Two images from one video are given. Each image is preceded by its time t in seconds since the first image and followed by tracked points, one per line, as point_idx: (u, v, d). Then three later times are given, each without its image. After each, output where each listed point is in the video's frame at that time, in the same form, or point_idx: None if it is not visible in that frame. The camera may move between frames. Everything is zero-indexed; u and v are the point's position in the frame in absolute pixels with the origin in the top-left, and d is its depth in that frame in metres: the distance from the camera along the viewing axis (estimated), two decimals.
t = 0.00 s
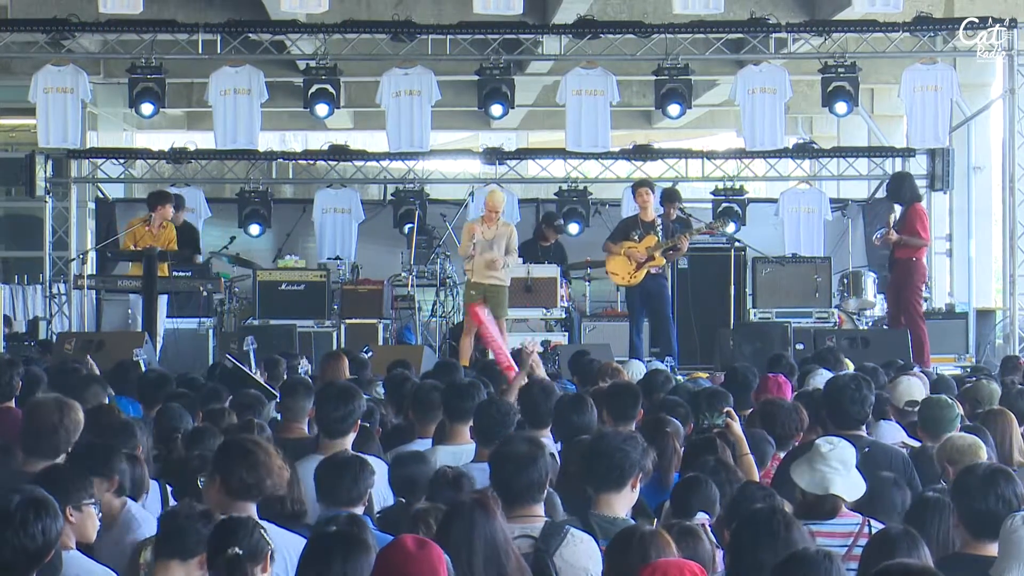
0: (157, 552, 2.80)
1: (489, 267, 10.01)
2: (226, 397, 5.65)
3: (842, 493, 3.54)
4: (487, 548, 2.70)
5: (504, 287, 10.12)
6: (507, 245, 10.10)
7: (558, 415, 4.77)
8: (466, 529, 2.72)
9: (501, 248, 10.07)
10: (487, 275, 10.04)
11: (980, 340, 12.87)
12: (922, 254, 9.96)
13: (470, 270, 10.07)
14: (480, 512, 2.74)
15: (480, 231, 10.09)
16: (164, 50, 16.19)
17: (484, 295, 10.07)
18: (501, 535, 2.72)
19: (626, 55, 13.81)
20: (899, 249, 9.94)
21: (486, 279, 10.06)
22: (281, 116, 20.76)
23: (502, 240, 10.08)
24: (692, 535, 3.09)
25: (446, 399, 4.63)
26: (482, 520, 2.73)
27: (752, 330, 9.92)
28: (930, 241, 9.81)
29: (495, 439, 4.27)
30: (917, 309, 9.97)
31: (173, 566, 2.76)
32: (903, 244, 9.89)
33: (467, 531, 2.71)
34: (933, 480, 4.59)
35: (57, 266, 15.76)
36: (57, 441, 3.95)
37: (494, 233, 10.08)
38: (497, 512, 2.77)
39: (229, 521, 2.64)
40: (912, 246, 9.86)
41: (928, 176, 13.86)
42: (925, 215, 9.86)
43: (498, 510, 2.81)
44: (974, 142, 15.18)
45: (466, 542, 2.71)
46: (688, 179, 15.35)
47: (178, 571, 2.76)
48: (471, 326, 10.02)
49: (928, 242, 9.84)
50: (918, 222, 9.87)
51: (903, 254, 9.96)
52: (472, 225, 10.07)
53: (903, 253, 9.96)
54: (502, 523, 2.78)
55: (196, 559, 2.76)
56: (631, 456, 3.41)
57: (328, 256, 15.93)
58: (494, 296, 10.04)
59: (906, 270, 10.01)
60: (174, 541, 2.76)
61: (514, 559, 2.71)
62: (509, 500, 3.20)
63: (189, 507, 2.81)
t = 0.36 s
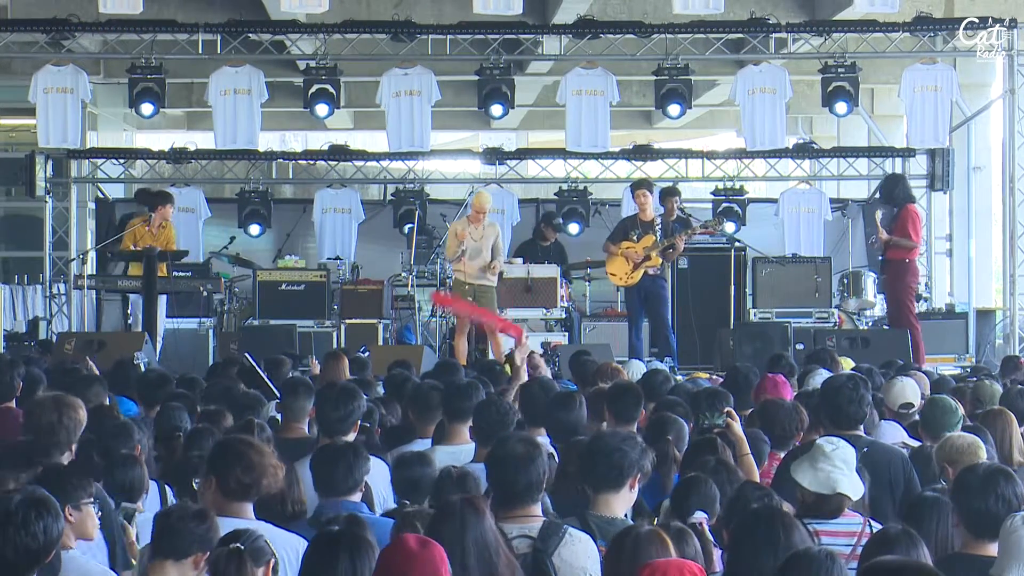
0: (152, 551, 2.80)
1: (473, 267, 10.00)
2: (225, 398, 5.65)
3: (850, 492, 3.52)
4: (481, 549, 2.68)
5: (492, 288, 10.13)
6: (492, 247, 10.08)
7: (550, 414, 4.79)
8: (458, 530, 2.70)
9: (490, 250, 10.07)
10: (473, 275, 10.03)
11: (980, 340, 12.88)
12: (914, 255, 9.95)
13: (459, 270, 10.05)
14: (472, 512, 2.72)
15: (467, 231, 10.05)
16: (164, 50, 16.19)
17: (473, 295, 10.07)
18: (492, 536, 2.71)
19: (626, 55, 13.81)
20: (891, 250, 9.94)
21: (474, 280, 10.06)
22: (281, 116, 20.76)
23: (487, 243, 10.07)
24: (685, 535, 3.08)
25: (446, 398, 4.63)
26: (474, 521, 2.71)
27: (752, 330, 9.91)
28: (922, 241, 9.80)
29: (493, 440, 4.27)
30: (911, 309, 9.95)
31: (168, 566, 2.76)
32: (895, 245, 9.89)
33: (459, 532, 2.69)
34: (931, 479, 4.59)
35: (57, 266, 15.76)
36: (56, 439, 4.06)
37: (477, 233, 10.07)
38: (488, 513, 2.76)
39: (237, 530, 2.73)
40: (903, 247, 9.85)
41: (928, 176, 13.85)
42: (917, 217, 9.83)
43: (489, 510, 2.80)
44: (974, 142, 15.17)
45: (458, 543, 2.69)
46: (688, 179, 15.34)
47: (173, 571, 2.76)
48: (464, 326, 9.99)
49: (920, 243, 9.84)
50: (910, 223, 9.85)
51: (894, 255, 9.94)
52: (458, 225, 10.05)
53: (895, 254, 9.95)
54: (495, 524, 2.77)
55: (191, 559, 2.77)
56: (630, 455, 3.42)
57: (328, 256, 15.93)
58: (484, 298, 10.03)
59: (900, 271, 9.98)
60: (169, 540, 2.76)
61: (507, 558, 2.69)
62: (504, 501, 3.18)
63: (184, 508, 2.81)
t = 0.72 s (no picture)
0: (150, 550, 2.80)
1: (470, 267, 9.97)
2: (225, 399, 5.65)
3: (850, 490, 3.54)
4: (475, 548, 2.67)
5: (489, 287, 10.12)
6: (486, 245, 9.99)
7: (547, 414, 4.78)
8: (451, 530, 2.68)
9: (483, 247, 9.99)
10: (469, 275, 10.00)
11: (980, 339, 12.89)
12: (912, 255, 9.96)
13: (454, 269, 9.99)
14: (463, 513, 2.71)
15: (461, 232, 9.99)
16: (164, 50, 16.19)
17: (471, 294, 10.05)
18: (484, 536, 2.70)
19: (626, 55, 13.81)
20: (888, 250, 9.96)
21: (471, 278, 10.02)
22: (281, 116, 20.75)
23: (481, 242, 9.98)
24: (682, 536, 3.07)
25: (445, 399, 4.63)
26: (466, 522, 2.70)
27: (751, 330, 9.91)
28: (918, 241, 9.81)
29: (491, 439, 4.28)
30: (907, 309, 9.95)
31: (165, 566, 2.76)
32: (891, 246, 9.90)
33: (453, 532, 2.68)
34: (932, 479, 4.59)
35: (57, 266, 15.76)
36: (75, 441, 3.89)
37: (472, 232, 10.00)
38: (480, 514, 2.75)
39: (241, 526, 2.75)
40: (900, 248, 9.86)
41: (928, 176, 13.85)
42: (915, 218, 9.84)
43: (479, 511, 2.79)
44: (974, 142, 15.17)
45: (453, 543, 2.67)
46: (688, 179, 15.34)
47: (171, 571, 2.77)
48: (461, 326, 9.99)
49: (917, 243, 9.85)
50: (907, 223, 9.88)
51: (892, 255, 9.93)
52: (453, 224, 9.99)
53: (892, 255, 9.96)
54: (487, 525, 2.76)
55: (189, 559, 2.77)
56: (629, 455, 3.42)
57: (328, 255, 15.93)
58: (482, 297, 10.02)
59: (897, 271, 9.99)
60: (166, 541, 2.76)
61: (499, 558, 2.69)
62: (502, 501, 3.17)
63: (181, 508, 2.81)
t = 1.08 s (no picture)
0: (151, 550, 2.80)
1: (476, 267, 9.97)
2: (226, 399, 5.66)
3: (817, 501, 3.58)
4: (474, 548, 2.67)
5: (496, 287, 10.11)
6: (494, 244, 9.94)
7: (559, 416, 4.71)
8: (449, 531, 2.68)
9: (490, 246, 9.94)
10: (475, 275, 10.01)
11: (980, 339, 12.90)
12: (912, 255, 9.97)
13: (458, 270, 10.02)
14: (460, 513, 2.71)
15: (465, 233, 9.96)
16: (164, 50, 16.19)
17: (477, 295, 10.07)
18: (483, 537, 2.70)
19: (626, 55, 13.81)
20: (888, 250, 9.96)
21: (477, 278, 10.02)
22: (281, 116, 20.76)
23: (489, 240, 9.94)
24: (684, 535, 3.08)
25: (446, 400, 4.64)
26: (463, 523, 2.70)
27: (751, 330, 9.91)
28: (918, 241, 9.82)
29: (489, 439, 4.29)
30: (908, 309, 9.95)
31: (166, 566, 2.76)
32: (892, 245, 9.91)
33: (451, 533, 2.67)
34: (932, 478, 4.58)
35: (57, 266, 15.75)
36: (97, 447, 3.70)
37: (479, 232, 9.96)
38: (477, 514, 2.74)
39: (240, 517, 2.71)
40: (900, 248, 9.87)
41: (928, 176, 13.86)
42: (915, 217, 9.85)
43: (476, 511, 2.79)
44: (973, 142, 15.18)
45: (451, 544, 2.66)
46: (688, 179, 15.34)
47: (171, 571, 2.77)
48: (466, 326, 9.99)
49: (917, 243, 9.85)
50: (906, 223, 9.89)
51: (892, 255, 9.93)
52: (457, 225, 9.96)
53: (892, 254, 9.96)
54: (484, 526, 2.75)
55: (190, 560, 2.77)
56: (626, 456, 3.41)
57: (328, 256, 15.94)
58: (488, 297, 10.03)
59: (897, 272, 9.99)
60: (165, 541, 2.75)
61: (497, 558, 2.68)
62: (501, 502, 3.16)
63: (180, 508, 2.81)
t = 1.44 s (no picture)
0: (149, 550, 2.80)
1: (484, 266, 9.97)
2: (226, 398, 5.66)
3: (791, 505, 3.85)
4: (475, 548, 2.66)
5: (505, 287, 10.07)
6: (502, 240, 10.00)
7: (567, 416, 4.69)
8: (450, 531, 2.68)
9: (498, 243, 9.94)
10: (483, 275, 9.99)
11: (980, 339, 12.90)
12: (913, 255, 9.96)
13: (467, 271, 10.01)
14: (462, 513, 2.70)
15: (472, 233, 10.03)
16: (164, 50, 16.18)
17: (485, 294, 10.03)
18: (484, 537, 2.69)
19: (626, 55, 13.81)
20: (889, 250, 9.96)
21: (485, 278, 10.00)
22: (281, 116, 20.75)
23: (497, 237, 10.00)
24: (685, 536, 3.08)
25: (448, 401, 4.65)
26: (465, 524, 2.69)
27: (751, 330, 9.91)
28: (918, 241, 9.81)
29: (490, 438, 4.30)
30: (909, 309, 9.94)
31: (164, 566, 2.76)
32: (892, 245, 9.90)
33: (451, 533, 2.67)
34: (931, 479, 4.59)
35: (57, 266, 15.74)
36: (102, 449, 3.69)
37: (486, 232, 10.02)
38: (479, 515, 2.74)
39: (237, 518, 2.69)
40: (900, 248, 9.86)
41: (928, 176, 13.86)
42: (915, 217, 9.85)
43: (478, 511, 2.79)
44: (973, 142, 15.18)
45: (452, 544, 2.66)
46: (688, 179, 15.33)
47: (170, 571, 2.77)
48: (472, 326, 9.99)
49: (918, 243, 9.84)
50: (907, 223, 9.88)
51: (892, 255, 9.93)
52: (465, 225, 10.04)
53: (893, 254, 9.96)
54: (486, 526, 2.75)
55: (188, 559, 2.77)
56: (619, 452, 3.43)
57: (328, 256, 15.93)
58: (496, 297, 9.99)
59: (898, 272, 9.99)
60: (165, 541, 2.76)
61: (499, 559, 2.67)
62: (503, 502, 3.16)
63: (178, 508, 2.81)
